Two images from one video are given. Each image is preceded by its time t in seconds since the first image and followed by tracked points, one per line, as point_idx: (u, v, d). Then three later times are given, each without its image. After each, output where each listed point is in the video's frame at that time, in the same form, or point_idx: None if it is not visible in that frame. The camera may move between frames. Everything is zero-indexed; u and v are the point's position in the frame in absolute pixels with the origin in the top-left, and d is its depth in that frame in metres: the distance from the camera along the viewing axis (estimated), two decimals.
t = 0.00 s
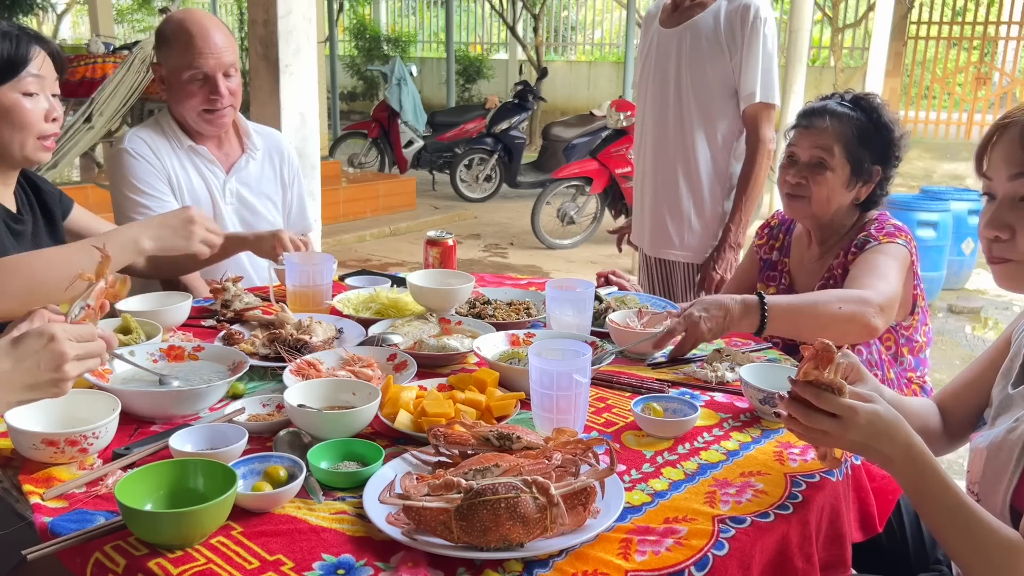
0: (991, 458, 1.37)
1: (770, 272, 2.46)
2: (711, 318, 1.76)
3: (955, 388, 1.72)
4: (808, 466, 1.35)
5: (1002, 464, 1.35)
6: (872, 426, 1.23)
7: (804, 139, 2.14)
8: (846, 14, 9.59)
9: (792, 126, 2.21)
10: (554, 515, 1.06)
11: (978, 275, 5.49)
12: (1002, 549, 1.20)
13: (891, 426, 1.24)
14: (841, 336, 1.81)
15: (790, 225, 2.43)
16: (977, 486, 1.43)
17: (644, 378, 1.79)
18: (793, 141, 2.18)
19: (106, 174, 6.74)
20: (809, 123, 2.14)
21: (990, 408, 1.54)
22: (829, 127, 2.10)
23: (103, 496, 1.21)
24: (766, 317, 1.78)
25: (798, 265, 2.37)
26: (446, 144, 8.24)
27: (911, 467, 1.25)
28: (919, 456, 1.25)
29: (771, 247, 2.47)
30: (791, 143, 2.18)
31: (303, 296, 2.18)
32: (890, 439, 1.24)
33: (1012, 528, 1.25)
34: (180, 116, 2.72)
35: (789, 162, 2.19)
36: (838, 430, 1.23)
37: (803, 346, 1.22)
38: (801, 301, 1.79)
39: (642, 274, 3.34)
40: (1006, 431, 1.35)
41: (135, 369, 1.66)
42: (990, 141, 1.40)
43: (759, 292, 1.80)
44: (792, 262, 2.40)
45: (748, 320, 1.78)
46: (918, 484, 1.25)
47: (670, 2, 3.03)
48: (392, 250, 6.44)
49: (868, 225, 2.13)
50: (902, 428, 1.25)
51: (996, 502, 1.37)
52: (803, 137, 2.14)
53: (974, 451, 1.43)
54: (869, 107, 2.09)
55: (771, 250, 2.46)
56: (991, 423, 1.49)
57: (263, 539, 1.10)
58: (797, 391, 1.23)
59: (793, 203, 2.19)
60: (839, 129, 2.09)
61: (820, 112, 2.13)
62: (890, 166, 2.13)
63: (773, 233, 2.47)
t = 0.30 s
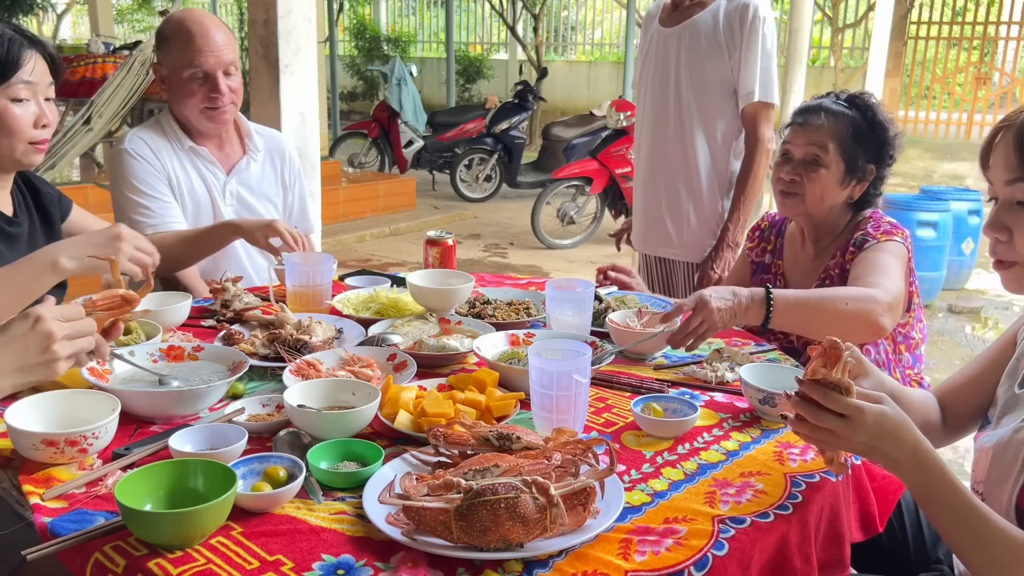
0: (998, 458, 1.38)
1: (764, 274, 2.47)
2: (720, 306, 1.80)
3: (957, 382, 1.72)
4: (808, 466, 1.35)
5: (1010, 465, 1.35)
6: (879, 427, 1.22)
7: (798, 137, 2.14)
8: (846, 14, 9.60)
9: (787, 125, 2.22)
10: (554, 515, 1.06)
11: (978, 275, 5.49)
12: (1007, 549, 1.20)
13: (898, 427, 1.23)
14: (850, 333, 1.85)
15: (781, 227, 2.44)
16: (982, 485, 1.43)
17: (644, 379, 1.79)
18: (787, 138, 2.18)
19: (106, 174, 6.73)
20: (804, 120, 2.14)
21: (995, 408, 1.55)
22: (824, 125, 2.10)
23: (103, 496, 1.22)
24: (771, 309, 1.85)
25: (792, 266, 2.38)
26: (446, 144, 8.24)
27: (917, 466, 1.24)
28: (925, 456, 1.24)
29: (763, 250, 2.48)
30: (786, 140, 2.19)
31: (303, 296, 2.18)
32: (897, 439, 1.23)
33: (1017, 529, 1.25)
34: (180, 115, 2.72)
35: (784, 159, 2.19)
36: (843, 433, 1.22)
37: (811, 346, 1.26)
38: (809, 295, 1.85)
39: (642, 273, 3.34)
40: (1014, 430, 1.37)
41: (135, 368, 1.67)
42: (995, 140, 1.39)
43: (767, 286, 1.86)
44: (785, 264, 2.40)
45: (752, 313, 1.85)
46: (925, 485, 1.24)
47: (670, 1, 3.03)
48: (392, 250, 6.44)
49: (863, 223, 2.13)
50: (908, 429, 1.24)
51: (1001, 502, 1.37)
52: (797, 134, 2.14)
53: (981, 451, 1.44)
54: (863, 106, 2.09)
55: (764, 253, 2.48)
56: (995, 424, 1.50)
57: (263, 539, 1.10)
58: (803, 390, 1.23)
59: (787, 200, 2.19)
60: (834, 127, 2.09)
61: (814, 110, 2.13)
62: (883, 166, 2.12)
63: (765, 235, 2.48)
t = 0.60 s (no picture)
0: (1001, 457, 1.38)
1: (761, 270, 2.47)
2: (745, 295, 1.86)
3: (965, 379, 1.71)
4: (808, 466, 1.35)
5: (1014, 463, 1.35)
6: (869, 433, 1.22)
7: (794, 135, 2.14)
8: (846, 14, 9.60)
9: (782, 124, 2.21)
10: (554, 515, 1.06)
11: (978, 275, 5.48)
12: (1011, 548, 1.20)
13: (892, 431, 1.23)
14: (867, 326, 1.92)
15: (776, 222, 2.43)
16: (984, 485, 1.43)
17: (644, 378, 1.79)
18: (782, 136, 2.18)
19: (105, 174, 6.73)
20: (800, 118, 2.14)
21: (997, 408, 1.55)
22: (820, 123, 2.10)
23: (103, 496, 1.21)
24: (792, 302, 1.92)
25: (787, 262, 2.37)
26: (446, 144, 8.26)
27: (914, 470, 1.24)
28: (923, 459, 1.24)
29: (760, 243, 2.47)
30: (781, 138, 2.18)
31: (303, 296, 2.18)
32: (892, 443, 1.23)
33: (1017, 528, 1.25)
34: (181, 115, 2.72)
35: (779, 157, 2.19)
36: (834, 437, 1.23)
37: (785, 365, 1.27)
38: (828, 289, 1.90)
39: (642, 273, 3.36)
40: (1016, 430, 1.37)
41: (135, 368, 1.66)
42: (1000, 137, 1.40)
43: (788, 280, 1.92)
44: (780, 261, 2.40)
45: (772, 304, 1.91)
46: (922, 489, 1.24)
47: (669, 2, 3.03)
48: (392, 250, 6.44)
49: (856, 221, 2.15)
50: (903, 432, 1.24)
51: (1005, 501, 1.37)
52: (793, 132, 2.14)
53: (984, 450, 1.44)
54: (858, 103, 2.11)
55: (761, 247, 2.46)
56: (997, 424, 1.51)
57: (263, 539, 1.10)
58: (792, 402, 1.26)
59: (782, 199, 2.19)
60: (830, 125, 2.09)
61: (809, 108, 2.14)
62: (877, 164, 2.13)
63: (761, 228, 2.47)
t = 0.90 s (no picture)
0: (1002, 455, 1.38)
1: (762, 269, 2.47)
2: (777, 286, 1.91)
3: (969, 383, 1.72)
4: (808, 466, 1.35)
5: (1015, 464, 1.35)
6: (858, 451, 1.24)
7: (788, 134, 2.15)
8: (846, 14, 9.60)
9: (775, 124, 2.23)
10: (554, 515, 1.06)
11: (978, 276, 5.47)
12: (1014, 553, 1.19)
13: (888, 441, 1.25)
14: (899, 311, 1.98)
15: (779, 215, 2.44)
16: (985, 483, 1.43)
17: (644, 379, 1.79)
18: (776, 136, 2.19)
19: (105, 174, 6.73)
20: (795, 117, 2.15)
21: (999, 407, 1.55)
22: (813, 121, 2.12)
23: (103, 496, 1.21)
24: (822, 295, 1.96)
25: (788, 258, 2.39)
26: (446, 144, 8.26)
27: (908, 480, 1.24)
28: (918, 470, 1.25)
29: (768, 232, 2.44)
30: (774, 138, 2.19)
31: (303, 296, 2.18)
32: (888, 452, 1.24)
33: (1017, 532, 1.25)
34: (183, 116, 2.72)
35: (772, 157, 2.19)
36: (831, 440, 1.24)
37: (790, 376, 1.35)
38: (857, 282, 1.95)
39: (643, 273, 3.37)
40: (1018, 429, 1.37)
41: (135, 368, 1.66)
42: (1001, 137, 1.40)
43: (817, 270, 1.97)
44: (780, 256, 2.41)
45: (803, 295, 1.96)
46: (919, 501, 1.25)
47: (667, 2, 3.03)
48: (392, 250, 6.44)
49: (858, 216, 2.20)
50: (900, 444, 1.25)
51: (1006, 500, 1.37)
52: (787, 131, 2.15)
53: (985, 448, 1.44)
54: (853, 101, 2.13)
55: (766, 236, 2.44)
56: (999, 422, 1.51)
57: (263, 539, 1.10)
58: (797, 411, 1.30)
59: (779, 197, 2.19)
60: (823, 122, 2.11)
61: (804, 106, 2.15)
62: (873, 158, 2.15)
63: (767, 217, 2.44)
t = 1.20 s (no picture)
0: (1004, 454, 1.39)
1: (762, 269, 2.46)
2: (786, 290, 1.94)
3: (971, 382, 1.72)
4: (808, 466, 1.35)
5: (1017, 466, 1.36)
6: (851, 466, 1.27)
7: (779, 135, 2.17)
8: (846, 14, 9.60)
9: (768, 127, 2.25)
10: (554, 515, 1.06)
11: (978, 276, 5.46)
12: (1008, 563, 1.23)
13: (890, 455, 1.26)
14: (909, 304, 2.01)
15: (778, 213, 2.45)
16: (987, 482, 1.43)
17: (645, 379, 1.79)
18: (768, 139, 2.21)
19: (105, 174, 6.72)
20: (784, 118, 2.17)
21: (1002, 406, 1.56)
22: (801, 122, 2.14)
23: (103, 496, 1.21)
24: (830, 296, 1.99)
25: (787, 257, 2.39)
26: (446, 144, 8.27)
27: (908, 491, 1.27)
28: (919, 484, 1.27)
29: (764, 232, 2.44)
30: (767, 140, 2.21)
31: (303, 296, 2.18)
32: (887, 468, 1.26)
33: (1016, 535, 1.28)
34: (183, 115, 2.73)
35: (766, 159, 2.22)
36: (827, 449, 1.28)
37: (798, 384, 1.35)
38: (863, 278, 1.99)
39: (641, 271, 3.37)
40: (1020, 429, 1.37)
41: (135, 368, 1.66)
42: (999, 138, 1.40)
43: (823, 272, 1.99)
44: (779, 255, 2.41)
45: (811, 297, 1.99)
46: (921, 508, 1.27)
47: (665, 2, 3.03)
48: (392, 250, 6.44)
49: (855, 215, 2.23)
50: (896, 461, 1.26)
51: (1006, 499, 1.37)
52: (778, 132, 2.17)
53: (987, 447, 1.45)
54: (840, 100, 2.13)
55: (765, 236, 2.44)
56: (1002, 420, 1.51)
57: (263, 539, 1.10)
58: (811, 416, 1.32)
59: (773, 198, 2.21)
60: (811, 123, 2.13)
61: (793, 107, 2.17)
62: (864, 155, 2.15)
63: (765, 218, 2.44)
